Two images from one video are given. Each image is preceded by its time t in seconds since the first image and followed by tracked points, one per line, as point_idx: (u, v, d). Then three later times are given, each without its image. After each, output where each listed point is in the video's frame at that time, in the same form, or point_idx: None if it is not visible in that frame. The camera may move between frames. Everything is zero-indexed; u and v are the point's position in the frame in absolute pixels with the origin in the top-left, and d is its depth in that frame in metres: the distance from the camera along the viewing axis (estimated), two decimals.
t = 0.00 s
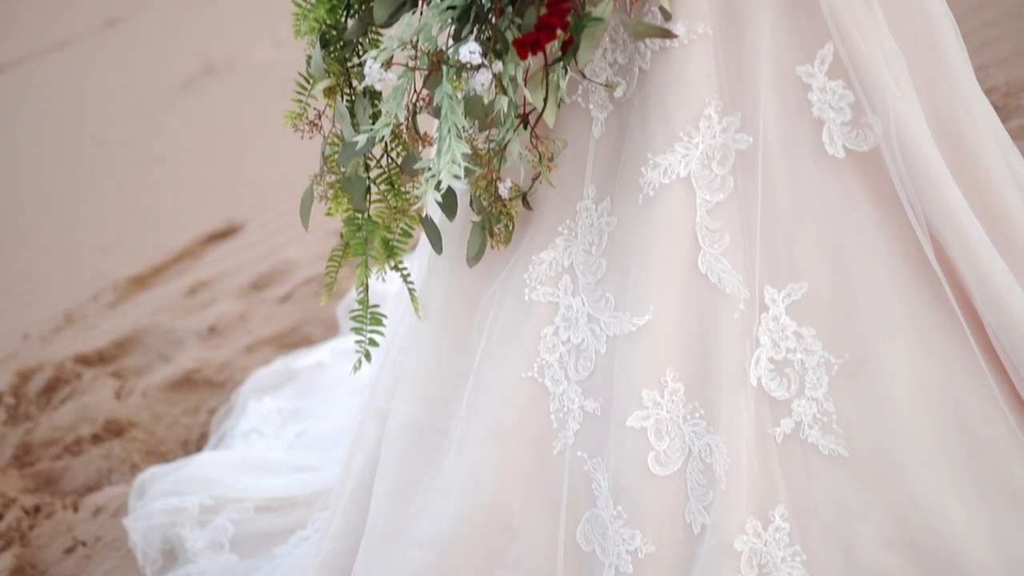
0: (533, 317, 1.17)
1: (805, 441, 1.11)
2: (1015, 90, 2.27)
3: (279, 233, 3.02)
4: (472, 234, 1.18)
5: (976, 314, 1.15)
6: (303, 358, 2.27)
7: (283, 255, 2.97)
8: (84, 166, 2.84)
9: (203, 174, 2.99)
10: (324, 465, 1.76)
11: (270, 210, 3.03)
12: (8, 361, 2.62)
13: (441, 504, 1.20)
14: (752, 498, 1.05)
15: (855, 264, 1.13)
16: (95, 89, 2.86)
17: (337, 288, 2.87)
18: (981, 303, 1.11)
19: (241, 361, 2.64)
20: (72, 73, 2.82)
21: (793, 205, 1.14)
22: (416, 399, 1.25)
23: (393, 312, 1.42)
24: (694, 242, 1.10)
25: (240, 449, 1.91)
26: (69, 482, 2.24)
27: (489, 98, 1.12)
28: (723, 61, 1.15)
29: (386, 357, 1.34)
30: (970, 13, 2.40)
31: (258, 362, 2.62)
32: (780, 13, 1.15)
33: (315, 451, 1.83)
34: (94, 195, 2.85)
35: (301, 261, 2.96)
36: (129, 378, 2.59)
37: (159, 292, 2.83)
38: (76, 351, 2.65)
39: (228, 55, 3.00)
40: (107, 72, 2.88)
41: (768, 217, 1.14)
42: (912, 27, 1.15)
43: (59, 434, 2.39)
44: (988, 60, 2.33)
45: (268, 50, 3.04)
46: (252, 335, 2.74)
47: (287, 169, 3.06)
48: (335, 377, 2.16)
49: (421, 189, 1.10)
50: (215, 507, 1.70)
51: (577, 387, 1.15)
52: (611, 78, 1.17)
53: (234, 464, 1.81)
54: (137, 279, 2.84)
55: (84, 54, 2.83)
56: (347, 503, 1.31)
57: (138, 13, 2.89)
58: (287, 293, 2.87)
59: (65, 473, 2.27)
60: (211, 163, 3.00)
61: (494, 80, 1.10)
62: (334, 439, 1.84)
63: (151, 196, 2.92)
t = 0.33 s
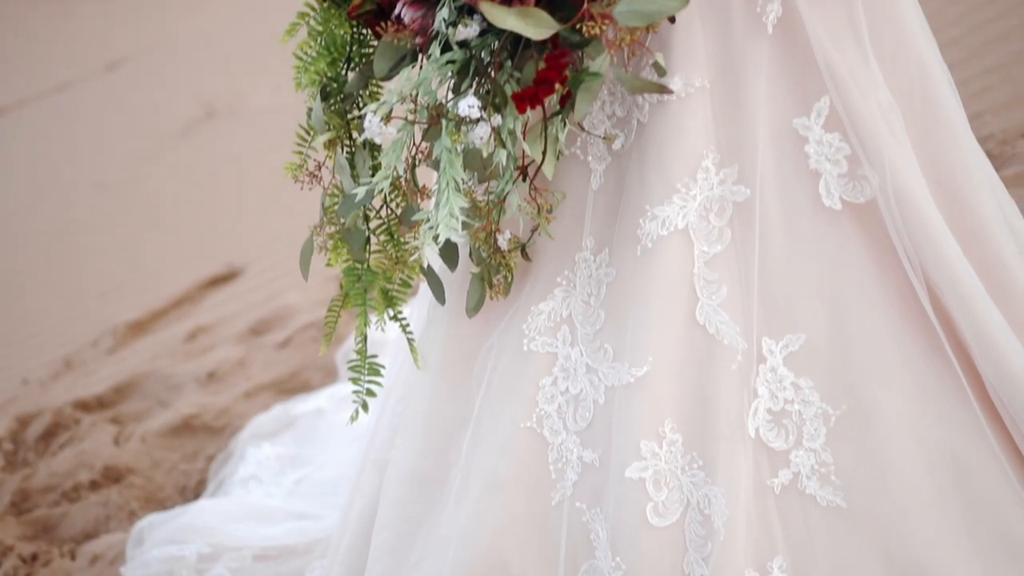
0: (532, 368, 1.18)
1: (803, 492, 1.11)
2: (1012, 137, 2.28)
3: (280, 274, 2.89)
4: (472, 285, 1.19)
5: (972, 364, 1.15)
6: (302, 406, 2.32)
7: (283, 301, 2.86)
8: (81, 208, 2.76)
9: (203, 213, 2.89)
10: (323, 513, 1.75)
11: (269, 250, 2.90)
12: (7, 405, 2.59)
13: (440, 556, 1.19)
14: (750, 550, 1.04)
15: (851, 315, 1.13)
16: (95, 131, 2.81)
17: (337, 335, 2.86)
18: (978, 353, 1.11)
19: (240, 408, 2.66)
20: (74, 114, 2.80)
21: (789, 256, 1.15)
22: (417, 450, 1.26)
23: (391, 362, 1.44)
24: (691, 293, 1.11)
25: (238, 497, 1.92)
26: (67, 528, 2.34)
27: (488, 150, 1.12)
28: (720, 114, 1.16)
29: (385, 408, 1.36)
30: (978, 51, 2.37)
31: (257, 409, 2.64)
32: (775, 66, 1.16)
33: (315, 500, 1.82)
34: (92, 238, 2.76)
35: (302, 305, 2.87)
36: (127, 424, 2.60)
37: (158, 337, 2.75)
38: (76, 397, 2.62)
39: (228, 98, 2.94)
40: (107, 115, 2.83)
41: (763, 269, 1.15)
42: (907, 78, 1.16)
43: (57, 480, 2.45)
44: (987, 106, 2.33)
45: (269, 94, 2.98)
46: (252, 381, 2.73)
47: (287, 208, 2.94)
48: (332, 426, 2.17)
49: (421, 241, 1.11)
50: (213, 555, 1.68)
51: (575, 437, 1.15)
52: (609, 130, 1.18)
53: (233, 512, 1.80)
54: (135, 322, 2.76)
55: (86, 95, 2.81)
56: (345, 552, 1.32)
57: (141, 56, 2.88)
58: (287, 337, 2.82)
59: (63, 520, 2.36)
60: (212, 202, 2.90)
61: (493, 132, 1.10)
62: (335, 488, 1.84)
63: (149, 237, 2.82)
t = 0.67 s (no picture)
0: (531, 417, 1.19)
1: (802, 543, 1.10)
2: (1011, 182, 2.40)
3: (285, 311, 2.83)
4: (471, 335, 1.20)
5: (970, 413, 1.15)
6: (300, 449, 2.29)
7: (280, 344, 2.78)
8: (82, 256, 2.60)
9: (206, 258, 2.78)
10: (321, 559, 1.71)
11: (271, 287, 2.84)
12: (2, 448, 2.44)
13: None
14: None
15: (848, 366, 1.14)
16: (95, 172, 2.65)
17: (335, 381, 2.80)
18: (976, 404, 1.11)
19: (239, 452, 2.56)
20: (73, 157, 2.61)
21: (788, 305, 1.15)
22: (415, 498, 1.26)
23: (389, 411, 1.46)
24: (689, 343, 1.11)
25: (236, 541, 1.91)
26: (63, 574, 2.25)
27: (488, 202, 1.13)
28: (718, 164, 1.16)
29: (384, 453, 1.37)
30: (974, 99, 2.61)
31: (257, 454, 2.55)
32: (773, 117, 1.17)
33: (310, 546, 1.79)
34: (93, 287, 2.61)
35: (301, 349, 2.80)
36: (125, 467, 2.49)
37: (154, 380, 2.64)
38: (72, 440, 2.49)
39: (234, 137, 2.85)
40: (109, 157, 2.67)
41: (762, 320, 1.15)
42: (904, 129, 1.17)
43: (54, 523, 2.34)
44: (983, 154, 2.57)
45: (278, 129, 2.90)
46: (250, 425, 2.64)
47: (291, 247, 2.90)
48: (331, 469, 2.14)
49: (420, 291, 1.11)
50: None
51: (574, 487, 1.15)
52: (607, 181, 1.19)
53: (229, 559, 1.79)
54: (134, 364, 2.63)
55: (87, 135, 2.64)
56: None
57: (144, 94, 2.72)
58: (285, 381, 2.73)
59: (60, 565, 2.27)
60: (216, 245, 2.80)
61: (492, 184, 1.11)
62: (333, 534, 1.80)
63: (151, 284, 2.70)
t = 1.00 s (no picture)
0: (530, 465, 1.19)
1: None
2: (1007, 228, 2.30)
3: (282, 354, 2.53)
4: (471, 383, 1.21)
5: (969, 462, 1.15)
6: (297, 493, 2.10)
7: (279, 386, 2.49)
8: (80, 307, 2.32)
9: (210, 306, 2.49)
10: None
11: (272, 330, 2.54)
12: None
13: None
14: None
15: (846, 416, 1.14)
16: (91, 212, 2.36)
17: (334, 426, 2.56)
18: (974, 452, 1.12)
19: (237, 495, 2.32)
20: (71, 202, 2.34)
21: (786, 354, 1.15)
22: (416, 545, 1.28)
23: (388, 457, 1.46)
24: (688, 393, 1.11)
25: None
26: None
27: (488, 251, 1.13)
28: (716, 213, 1.16)
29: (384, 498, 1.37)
30: (976, 139, 2.37)
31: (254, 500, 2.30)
32: (771, 168, 1.18)
33: None
34: (89, 340, 2.32)
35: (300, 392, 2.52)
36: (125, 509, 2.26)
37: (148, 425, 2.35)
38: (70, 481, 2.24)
39: (234, 175, 2.56)
40: (107, 200, 2.39)
41: (762, 369, 1.14)
42: (901, 179, 1.18)
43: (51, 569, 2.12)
44: (979, 198, 2.34)
45: (278, 170, 2.63)
46: (249, 467, 2.38)
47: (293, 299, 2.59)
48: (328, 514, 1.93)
49: (420, 340, 1.12)
50: None
51: (572, 535, 1.14)
52: (606, 230, 1.20)
53: None
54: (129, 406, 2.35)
55: (84, 175, 2.36)
56: None
57: (150, 130, 2.45)
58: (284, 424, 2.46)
59: None
60: (218, 292, 2.51)
61: (492, 235, 1.11)
62: None
63: (154, 332, 2.41)
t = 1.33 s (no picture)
0: (528, 511, 1.19)
1: None
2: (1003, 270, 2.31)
3: (287, 404, 2.27)
4: (470, 429, 1.20)
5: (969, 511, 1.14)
6: (298, 536, 2.01)
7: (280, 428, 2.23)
8: (76, 366, 2.00)
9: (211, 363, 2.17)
10: None
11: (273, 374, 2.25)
12: None
13: None
14: None
15: (849, 461, 1.12)
16: (87, 256, 2.04)
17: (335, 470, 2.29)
18: (973, 500, 1.11)
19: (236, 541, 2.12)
20: (68, 255, 2.02)
21: (787, 401, 1.14)
22: None
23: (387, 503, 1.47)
24: (687, 440, 1.11)
25: None
26: None
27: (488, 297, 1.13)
28: (715, 259, 1.17)
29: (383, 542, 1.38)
30: (974, 180, 2.37)
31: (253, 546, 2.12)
32: (769, 216, 1.18)
33: None
34: (86, 402, 2.00)
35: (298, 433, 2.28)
36: (123, 557, 2.01)
37: (151, 467, 2.07)
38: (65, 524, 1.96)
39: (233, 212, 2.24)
40: (101, 252, 2.06)
41: (759, 415, 1.13)
42: (898, 227, 1.18)
43: None
44: (976, 241, 2.33)
45: (278, 211, 2.31)
46: (246, 511, 2.15)
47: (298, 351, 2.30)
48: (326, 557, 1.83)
49: (420, 387, 1.12)
50: None
51: None
52: (605, 276, 1.20)
53: None
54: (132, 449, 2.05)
55: (81, 219, 2.03)
56: None
57: (148, 168, 2.13)
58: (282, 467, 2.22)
59: None
60: (218, 347, 2.19)
61: (492, 281, 1.11)
62: None
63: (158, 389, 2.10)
